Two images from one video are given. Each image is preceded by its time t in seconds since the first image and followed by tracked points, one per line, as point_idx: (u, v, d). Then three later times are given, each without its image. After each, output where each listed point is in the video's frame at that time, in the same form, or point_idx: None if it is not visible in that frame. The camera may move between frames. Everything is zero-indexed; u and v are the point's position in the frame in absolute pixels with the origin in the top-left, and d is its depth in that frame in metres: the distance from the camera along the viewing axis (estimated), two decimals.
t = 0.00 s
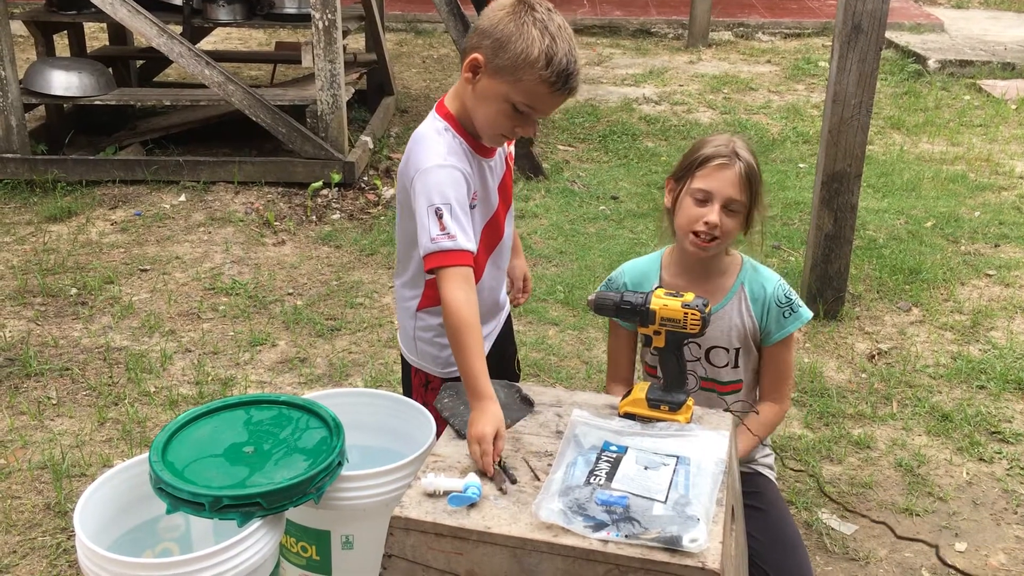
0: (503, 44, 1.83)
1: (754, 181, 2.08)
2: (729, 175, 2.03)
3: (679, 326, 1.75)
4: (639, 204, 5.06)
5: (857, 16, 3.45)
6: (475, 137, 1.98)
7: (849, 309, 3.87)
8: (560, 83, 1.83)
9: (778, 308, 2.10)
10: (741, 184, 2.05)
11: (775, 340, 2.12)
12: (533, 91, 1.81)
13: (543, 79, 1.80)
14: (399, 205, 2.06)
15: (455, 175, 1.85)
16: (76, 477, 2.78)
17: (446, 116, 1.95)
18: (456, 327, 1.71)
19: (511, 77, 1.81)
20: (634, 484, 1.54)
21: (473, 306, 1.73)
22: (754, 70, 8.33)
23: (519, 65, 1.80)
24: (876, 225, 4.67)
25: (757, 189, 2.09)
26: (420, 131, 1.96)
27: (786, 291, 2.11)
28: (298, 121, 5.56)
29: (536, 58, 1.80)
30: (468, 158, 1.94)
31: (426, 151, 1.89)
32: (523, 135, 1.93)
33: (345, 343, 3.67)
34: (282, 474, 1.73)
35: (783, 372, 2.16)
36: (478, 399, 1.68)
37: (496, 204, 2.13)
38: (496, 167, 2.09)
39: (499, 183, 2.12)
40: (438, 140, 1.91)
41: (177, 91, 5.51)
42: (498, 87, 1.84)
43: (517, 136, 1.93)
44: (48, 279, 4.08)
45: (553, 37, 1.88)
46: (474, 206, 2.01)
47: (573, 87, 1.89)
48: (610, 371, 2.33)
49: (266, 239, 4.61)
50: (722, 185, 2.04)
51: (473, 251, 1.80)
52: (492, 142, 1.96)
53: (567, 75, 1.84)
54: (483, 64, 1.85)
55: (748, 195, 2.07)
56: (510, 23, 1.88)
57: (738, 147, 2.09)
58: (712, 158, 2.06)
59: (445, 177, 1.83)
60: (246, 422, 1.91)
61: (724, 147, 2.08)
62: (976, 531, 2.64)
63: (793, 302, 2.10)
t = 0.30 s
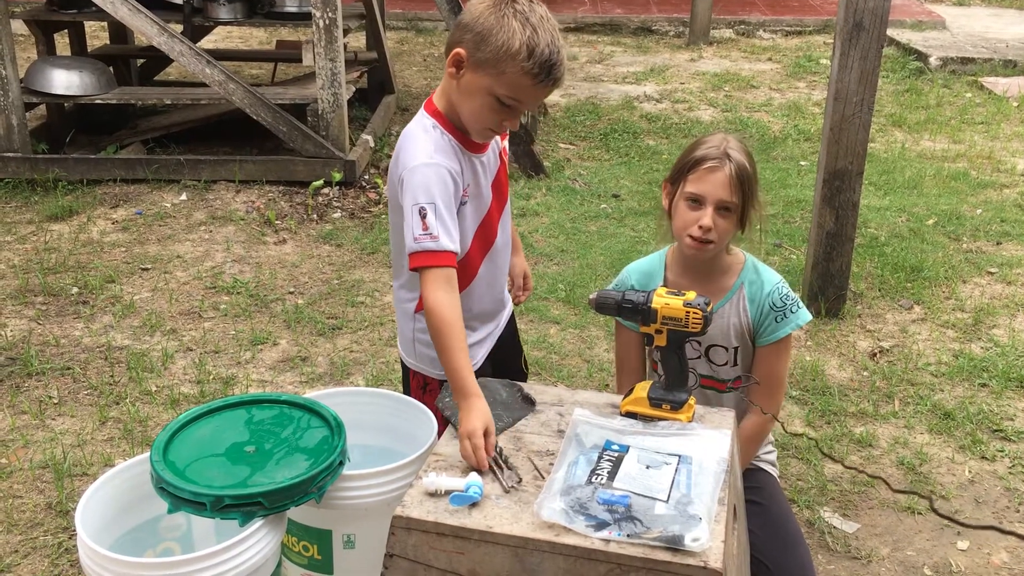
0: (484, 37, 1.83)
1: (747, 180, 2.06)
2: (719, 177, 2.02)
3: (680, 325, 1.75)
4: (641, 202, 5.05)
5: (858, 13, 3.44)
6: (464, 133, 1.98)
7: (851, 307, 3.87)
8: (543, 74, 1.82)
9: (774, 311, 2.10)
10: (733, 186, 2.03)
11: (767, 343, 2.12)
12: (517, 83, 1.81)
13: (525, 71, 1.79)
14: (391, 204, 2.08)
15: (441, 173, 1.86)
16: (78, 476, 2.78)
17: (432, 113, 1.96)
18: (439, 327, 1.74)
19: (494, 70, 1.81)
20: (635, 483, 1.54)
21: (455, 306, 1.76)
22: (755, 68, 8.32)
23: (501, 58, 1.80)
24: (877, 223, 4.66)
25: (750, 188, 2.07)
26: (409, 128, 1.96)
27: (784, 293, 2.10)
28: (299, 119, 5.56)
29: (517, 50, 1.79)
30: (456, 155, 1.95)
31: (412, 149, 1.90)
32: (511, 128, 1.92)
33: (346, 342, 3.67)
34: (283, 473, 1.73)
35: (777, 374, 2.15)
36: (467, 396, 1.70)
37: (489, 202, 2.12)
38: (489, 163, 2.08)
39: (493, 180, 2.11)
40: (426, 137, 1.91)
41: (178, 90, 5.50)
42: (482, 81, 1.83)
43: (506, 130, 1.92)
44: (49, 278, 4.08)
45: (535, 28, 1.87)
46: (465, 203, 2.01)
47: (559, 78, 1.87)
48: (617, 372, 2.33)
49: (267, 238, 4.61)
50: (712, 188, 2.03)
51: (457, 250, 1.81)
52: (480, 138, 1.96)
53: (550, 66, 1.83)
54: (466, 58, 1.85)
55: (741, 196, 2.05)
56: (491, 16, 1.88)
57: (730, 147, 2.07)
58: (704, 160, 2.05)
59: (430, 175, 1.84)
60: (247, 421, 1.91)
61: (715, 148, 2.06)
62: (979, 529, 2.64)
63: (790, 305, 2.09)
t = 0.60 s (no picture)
0: (465, 25, 1.81)
1: (749, 179, 2.04)
2: (718, 177, 2.02)
3: (684, 325, 1.74)
4: (644, 202, 5.04)
5: (862, 13, 3.43)
6: (457, 124, 1.97)
7: (854, 307, 3.86)
8: (526, 59, 1.80)
9: (779, 310, 2.10)
10: (733, 185, 2.02)
11: (772, 343, 2.12)
12: (500, 69, 1.80)
13: (506, 56, 1.78)
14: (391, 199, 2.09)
15: (431, 166, 1.87)
16: (81, 477, 2.78)
17: (422, 106, 1.96)
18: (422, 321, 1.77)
19: (477, 57, 1.80)
20: (639, 484, 1.54)
21: (436, 300, 1.79)
22: (758, 67, 8.31)
23: (482, 45, 1.78)
24: (881, 222, 4.66)
25: (753, 186, 2.05)
26: (402, 122, 1.96)
27: (790, 293, 2.10)
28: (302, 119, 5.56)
29: (497, 35, 1.78)
30: (449, 147, 1.94)
31: (403, 142, 1.91)
32: (502, 115, 1.91)
33: (349, 342, 3.67)
34: (287, 474, 1.72)
35: (781, 374, 2.15)
36: (453, 389, 1.71)
37: (490, 194, 2.10)
38: (487, 155, 2.07)
39: (493, 172, 2.09)
40: (417, 129, 1.91)
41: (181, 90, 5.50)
42: (466, 70, 1.82)
43: (495, 118, 1.90)
44: (52, 278, 4.08)
45: (514, 13, 1.85)
46: (463, 195, 2.00)
47: (544, 61, 1.85)
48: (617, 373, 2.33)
49: (270, 238, 4.61)
50: (712, 188, 2.02)
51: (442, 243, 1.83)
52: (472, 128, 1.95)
53: (533, 50, 1.81)
54: (448, 47, 1.84)
55: (743, 195, 2.03)
56: (471, 4, 1.86)
57: (731, 145, 2.05)
58: (705, 159, 2.04)
59: (419, 168, 1.86)
60: (251, 421, 1.91)
61: (717, 148, 2.05)
62: (983, 529, 2.63)
63: (797, 305, 2.09)
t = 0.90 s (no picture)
0: (470, 23, 1.81)
1: (748, 183, 2.02)
2: (716, 181, 2.01)
3: (688, 327, 1.74)
4: (647, 203, 5.04)
5: (865, 13, 3.43)
6: (465, 120, 1.96)
7: (859, 308, 3.85)
8: (533, 55, 1.80)
9: (783, 311, 2.09)
10: (730, 190, 2.01)
11: (776, 343, 2.12)
12: (506, 66, 1.80)
13: (512, 54, 1.78)
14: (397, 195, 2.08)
15: (443, 161, 1.86)
16: (85, 478, 2.78)
17: (430, 101, 1.95)
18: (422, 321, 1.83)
19: (483, 55, 1.80)
20: (643, 486, 1.53)
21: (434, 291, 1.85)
22: (762, 68, 8.31)
23: (488, 42, 1.78)
24: (885, 224, 4.65)
25: (754, 190, 2.04)
26: (410, 118, 1.95)
27: (794, 293, 2.10)
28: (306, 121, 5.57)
29: (503, 33, 1.78)
30: (459, 142, 1.93)
31: (412, 137, 1.90)
32: (508, 110, 1.92)
33: (353, 343, 3.67)
34: (290, 476, 1.73)
35: (784, 375, 2.14)
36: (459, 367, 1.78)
37: (498, 190, 2.09)
38: (494, 150, 2.06)
39: (500, 168, 2.09)
40: (427, 124, 1.90)
41: (185, 92, 5.51)
42: (472, 68, 1.83)
43: (502, 113, 1.91)
44: (56, 280, 4.09)
45: (519, 9, 1.84)
46: (473, 190, 2.00)
47: (550, 57, 1.86)
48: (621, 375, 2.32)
49: (274, 240, 4.61)
50: (710, 192, 2.01)
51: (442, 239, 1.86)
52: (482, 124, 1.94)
53: (539, 46, 1.81)
54: (454, 45, 1.84)
55: (741, 200, 2.02)
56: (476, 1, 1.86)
57: (732, 149, 2.04)
58: (705, 162, 2.04)
59: (429, 162, 1.85)
60: (254, 423, 1.91)
61: (717, 151, 2.04)
62: (988, 531, 2.62)
63: (800, 305, 2.09)
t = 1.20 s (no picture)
0: (475, 21, 1.81)
1: (745, 188, 2.01)
2: (711, 187, 2.00)
3: (690, 330, 1.74)
4: (650, 207, 5.04)
5: (868, 16, 3.43)
6: (469, 120, 1.96)
7: (862, 311, 3.85)
8: (538, 50, 1.80)
9: (787, 314, 2.09)
10: (725, 197, 2.00)
11: (780, 346, 2.11)
12: (513, 63, 1.80)
13: (518, 50, 1.78)
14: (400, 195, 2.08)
15: (442, 158, 1.87)
16: (88, 482, 2.79)
17: (434, 100, 1.95)
18: (403, 310, 1.82)
19: (489, 52, 1.80)
20: (646, 489, 1.53)
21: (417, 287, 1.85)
22: (764, 71, 8.30)
23: (494, 39, 1.79)
24: (888, 226, 4.65)
25: (751, 194, 2.03)
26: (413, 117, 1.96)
27: (797, 296, 2.10)
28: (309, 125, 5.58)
29: (509, 29, 1.78)
30: (462, 141, 1.93)
31: (414, 132, 1.91)
32: (515, 108, 1.92)
33: (355, 346, 3.67)
34: (292, 480, 1.72)
35: (787, 378, 2.14)
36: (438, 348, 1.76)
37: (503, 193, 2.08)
38: (499, 152, 2.06)
39: (505, 171, 2.09)
40: (430, 122, 1.90)
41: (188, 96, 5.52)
42: (478, 65, 1.83)
43: (509, 111, 1.92)
44: (59, 284, 4.10)
45: (524, 6, 1.84)
46: (475, 189, 1.99)
47: (554, 54, 1.86)
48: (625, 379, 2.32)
49: (276, 243, 4.62)
50: (706, 197, 2.01)
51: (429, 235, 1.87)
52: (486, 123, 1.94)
53: (544, 42, 1.81)
54: (460, 44, 1.84)
55: (738, 205, 2.01)
56: None
57: (728, 154, 2.04)
58: (700, 169, 2.03)
59: (427, 157, 1.85)
60: (256, 427, 1.91)
61: (715, 156, 2.03)
62: (992, 535, 2.62)
63: (804, 308, 2.09)
